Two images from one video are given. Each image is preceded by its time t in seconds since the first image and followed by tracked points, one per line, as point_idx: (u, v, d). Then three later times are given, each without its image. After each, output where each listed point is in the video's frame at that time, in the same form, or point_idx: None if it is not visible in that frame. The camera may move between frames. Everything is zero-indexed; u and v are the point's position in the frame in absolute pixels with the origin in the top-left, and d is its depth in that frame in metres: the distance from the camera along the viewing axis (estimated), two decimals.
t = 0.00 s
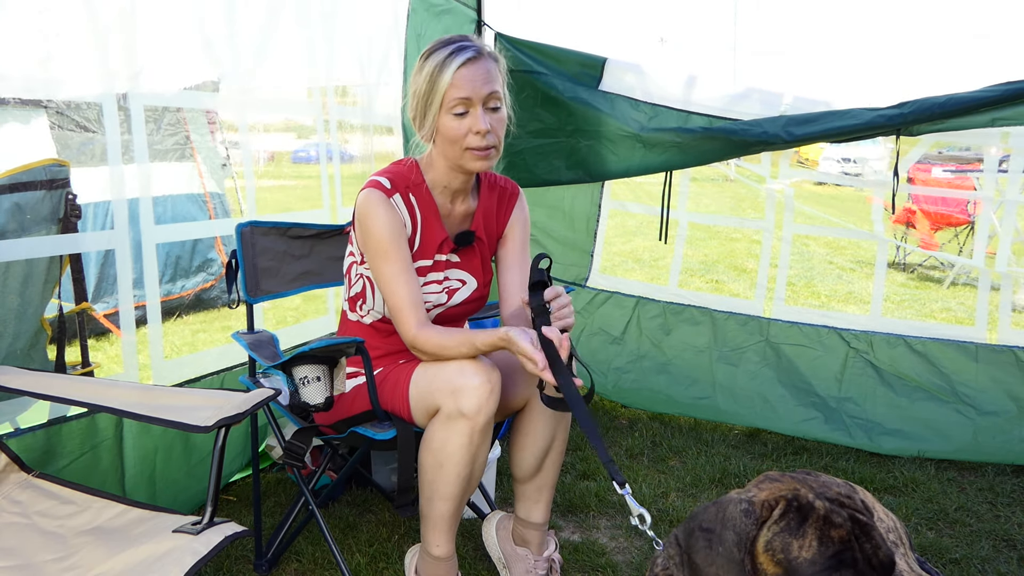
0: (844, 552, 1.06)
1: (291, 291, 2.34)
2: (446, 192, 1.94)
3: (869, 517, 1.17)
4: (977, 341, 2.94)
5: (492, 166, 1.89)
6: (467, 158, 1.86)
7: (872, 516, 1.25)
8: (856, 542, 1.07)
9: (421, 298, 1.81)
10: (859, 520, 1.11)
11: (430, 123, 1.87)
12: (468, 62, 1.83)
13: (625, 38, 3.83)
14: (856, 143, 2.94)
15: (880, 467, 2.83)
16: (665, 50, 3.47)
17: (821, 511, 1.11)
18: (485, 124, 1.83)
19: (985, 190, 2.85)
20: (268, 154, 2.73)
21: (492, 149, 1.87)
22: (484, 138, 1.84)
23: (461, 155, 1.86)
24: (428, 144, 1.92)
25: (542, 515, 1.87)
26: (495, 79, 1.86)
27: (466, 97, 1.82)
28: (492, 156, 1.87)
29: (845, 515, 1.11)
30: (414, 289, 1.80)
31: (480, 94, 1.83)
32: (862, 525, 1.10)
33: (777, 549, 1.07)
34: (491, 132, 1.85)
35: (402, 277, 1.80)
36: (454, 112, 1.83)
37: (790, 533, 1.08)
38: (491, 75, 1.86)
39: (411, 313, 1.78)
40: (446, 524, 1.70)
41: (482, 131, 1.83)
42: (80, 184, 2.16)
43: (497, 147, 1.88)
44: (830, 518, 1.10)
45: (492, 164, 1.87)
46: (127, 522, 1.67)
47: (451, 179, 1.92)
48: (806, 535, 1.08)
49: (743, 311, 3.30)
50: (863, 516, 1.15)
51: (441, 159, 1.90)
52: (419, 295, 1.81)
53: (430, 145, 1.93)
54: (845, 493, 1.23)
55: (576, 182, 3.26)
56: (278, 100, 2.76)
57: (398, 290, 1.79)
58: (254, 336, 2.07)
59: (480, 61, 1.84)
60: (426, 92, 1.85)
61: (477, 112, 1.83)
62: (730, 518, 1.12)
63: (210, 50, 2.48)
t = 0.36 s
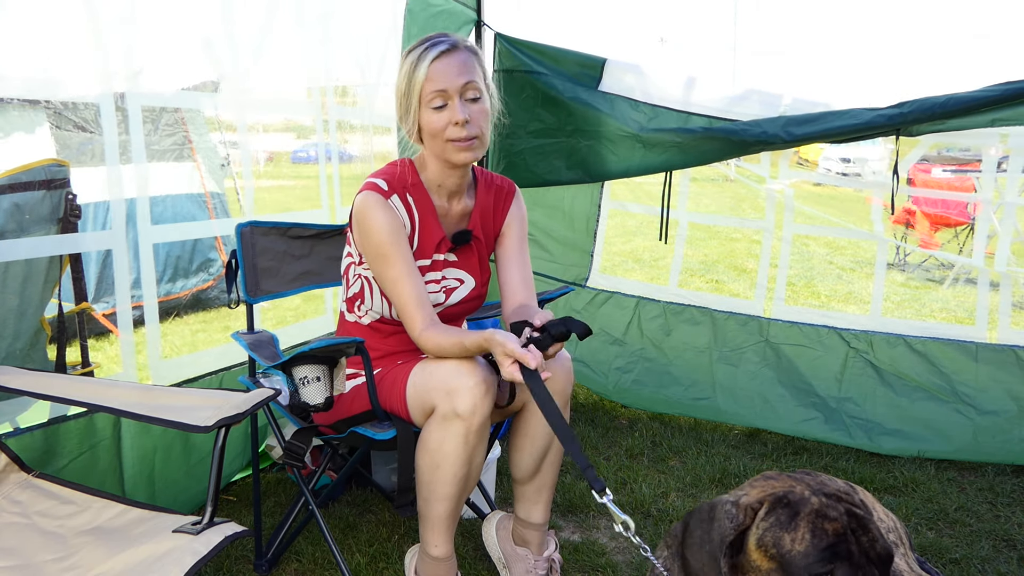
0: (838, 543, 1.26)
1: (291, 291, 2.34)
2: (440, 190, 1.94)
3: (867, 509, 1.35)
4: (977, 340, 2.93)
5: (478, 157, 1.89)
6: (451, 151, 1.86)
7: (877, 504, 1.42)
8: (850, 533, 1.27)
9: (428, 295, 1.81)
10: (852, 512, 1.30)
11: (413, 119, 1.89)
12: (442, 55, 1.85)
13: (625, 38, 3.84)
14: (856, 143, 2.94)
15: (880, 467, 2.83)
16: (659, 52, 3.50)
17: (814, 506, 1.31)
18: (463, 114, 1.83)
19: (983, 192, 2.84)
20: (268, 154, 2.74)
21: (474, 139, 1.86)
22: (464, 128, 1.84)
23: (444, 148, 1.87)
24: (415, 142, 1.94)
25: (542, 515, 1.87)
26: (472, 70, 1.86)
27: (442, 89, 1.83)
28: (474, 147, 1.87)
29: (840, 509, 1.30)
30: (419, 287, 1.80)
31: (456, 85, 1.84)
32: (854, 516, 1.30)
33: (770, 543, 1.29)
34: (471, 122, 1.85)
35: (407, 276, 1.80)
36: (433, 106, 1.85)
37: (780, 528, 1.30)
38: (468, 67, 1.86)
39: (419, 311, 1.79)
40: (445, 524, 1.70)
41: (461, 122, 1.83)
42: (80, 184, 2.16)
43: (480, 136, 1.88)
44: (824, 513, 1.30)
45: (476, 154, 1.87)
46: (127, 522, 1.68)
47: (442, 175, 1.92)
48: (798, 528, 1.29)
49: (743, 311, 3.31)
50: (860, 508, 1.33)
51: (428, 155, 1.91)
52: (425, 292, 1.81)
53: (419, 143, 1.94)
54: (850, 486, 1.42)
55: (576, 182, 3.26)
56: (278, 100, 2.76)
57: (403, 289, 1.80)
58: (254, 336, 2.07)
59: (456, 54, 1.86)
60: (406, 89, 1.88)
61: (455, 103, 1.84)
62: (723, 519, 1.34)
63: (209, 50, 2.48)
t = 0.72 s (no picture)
0: (839, 541, 1.25)
1: (291, 291, 2.34)
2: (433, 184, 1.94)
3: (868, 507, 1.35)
4: (976, 340, 2.93)
5: (459, 145, 1.86)
6: (432, 139, 1.87)
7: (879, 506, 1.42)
8: (852, 531, 1.26)
9: (428, 298, 1.81)
10: (853, 511, 1.30)
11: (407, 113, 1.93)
12: (432, 48, 1.90)
13: (625, 40, 3.85)
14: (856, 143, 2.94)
15: (880, 467, 2.83)
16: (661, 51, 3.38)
17: (814, 505, 1.30)
18: (441, 100, 1.84)
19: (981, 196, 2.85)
20: (269, 154, 2.75)
21: (456, 126, 1.86)
22: (442, 114, 1.84)
23: (428, 137, 1.88)
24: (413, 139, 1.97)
25: (542, 515, 1.87)
26: (458, 60, 1.89)
27: (425, 78, 1.87)
28: (455, 133, 1.86)
29: (842, 508, 1.29)
30: (420, 289, 1.80)
31: (439, 73, 1.87)
32: (855, 514, 1.29)
33: (770, 543, 1.29)
34: (451, 109, 1.85)
35: (407, 277, 1.80)
36: (419, 95, 1.88)
37: (780, 529, 1.29)
38: (457, 58, 1.89)
39: (419, 313, 1.79)
40: (445, 524, 1.70)
41: (438, 108, 1.84)
42: (80, 184, 2.16)
43: (462, 124, 1.86)
44: (824, 510, 1.29)
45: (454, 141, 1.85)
46: (127, 522, 1.67)
47: (432, 168, 1.92)
48: (798, 527, 1.28)
49: (743, 311, 3.31)
50: (861, 505, 1.33)
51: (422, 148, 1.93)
52: (424, 294, 1.81)
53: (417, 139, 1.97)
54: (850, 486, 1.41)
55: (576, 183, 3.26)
56: (278, 100, 2.77)
57: (403, 290, 1.79)
58: (254, 336, 2.07)
59: (447, 48, 1.89)
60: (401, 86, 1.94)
61: (437, 91, 1.86)
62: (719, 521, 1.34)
63: (209, 50, 2.48)
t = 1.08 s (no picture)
0: None
1: (291, 291, 2.34)
2: (442, 184, 1.95)
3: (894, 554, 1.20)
4: (975, 339, 2.93)
5: (475, 148, 1.89)
6: (446, 140, 1.87)
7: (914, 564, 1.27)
8: None
9: (430, 297, 1.81)
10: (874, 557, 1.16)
11: (415, 115, 1.92)
12: (442, 50, 1.90)
13: (625, 40, 3.86)
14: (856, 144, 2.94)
15: (880, 467, 2.82)
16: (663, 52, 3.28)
17: (828, 544, 1.18)
18: (458, 103, 1.86)
19: (980, 197, 2.85)
20: (269, 154, 2.76)
21: (472, 129, 1.88)
22: (458, 116, 1.86)
23: (442, 138, 1.88)
24: (419, 141, 1.96)
25: (542, 515, 1.87)
26: (470, 63, 1.90)
27: (439, 79, 1.87)
28: (471, 136, 1.88)
29: (860, 549, 1.17)
30: (422, 289, 1.80)
31: (453, 76, 1.88)
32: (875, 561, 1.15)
33: None
34: (467, 111, 1.86)
35: (410, 276, 1.80)
36: (431, 97, 1.88)
37: (789, 566, 1.17)
38: (468, 61, 1.90)
39: (421, 313, 1.79)
40: (445, 524, 1.70)
41: (455, 110, 1.85)
42: (80, 184, 2.17)
43: (477, 127, 1.88)
44: (839, 552, 1.16)
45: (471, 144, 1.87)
46: (127, 522, 1.67)
47: (441, 170, 1.93)
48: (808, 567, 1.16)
49: (744, 310, 3.31)
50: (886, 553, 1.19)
51: (431, 150, 1.93)
52: (427, 294, 1.82)
53: (421, 139, 1.97)
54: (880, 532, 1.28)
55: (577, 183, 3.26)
56: (277, 100, 2.77)
57: (406, 290, 1.80)
58: (254, 336, 2.07)
59: (457, 49, 1.90)
60: (409, 86, 1.93)
61: (451, 93, 1.87)
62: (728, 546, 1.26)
63: (208, 51, 2.48)
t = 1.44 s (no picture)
0: None
1: (291, 291, 2.34)
2: (447, 188, 1.96)
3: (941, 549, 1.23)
4: (972, 338, 2.94)
5: (480, 154, 1.89)
6: (451, 147, 1.87)
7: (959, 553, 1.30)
8: None
9: (430, 298, 1.82)
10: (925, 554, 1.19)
11: (417, 118, 1.91)
12: (444, 54, 1.88)
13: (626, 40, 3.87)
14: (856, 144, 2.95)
15: (880, 466, 2.80)
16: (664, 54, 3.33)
17: (880, 545, 1.21)
18: (463, 110, 1.85)
19: (981, 193, 2.85)
20: (269, 154, 2.77)
21: (477, 135, 1.87)
22: (463, 123, 1.86)
23: (446, 145, 1.88)
24: (421, 144, 1.96)
25: (542, 515, 1.87)
26: (474, 67, 1.88)
27: (442, 85, 1.86)
28: (476, 142, 1.88)
29: (910, 549, 1.19)
30: (422, 290, 1.81)
31: (456, 82, 1.86)
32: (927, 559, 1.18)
33: None
34: (472, 118, 1.86)
35: (410, 278, 1.80)
36: (435, 103, 1.87)
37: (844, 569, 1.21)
38: (470, 64, 1.88)
39: (420, 313, 1.79)
40: (445, 524, 1.70)
41: (460, 117, 1.85)
42: (79, 184, 2.17)
43: (482, 133, 1.88)
44: (890, 552, 1.19)
45: (477, 150, 1.87)
46: (127, 522, 1.67)
47: (446, 174, 1.93)
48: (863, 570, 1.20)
49: (747, 310, 3.30)
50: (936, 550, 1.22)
51: (434, 154, 1.93)
52: (427, 294, 1.82)
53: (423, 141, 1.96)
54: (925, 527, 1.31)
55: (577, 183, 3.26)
56: (277, 100, 2.77)
57: (407, 291, 1.80)
58: (254, 336, 2.07)
59: (459, 53, 1.88)
60: (411, 90, 1.91)
61: (455, 99, 1.86)
62: (783, 555, 1.29)
63: (209, 51, 2.49)
